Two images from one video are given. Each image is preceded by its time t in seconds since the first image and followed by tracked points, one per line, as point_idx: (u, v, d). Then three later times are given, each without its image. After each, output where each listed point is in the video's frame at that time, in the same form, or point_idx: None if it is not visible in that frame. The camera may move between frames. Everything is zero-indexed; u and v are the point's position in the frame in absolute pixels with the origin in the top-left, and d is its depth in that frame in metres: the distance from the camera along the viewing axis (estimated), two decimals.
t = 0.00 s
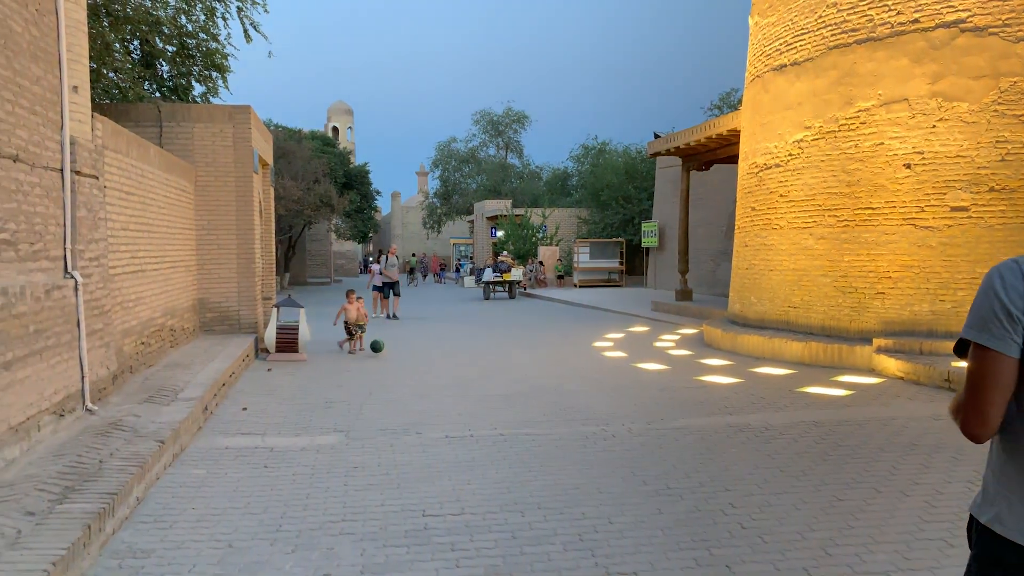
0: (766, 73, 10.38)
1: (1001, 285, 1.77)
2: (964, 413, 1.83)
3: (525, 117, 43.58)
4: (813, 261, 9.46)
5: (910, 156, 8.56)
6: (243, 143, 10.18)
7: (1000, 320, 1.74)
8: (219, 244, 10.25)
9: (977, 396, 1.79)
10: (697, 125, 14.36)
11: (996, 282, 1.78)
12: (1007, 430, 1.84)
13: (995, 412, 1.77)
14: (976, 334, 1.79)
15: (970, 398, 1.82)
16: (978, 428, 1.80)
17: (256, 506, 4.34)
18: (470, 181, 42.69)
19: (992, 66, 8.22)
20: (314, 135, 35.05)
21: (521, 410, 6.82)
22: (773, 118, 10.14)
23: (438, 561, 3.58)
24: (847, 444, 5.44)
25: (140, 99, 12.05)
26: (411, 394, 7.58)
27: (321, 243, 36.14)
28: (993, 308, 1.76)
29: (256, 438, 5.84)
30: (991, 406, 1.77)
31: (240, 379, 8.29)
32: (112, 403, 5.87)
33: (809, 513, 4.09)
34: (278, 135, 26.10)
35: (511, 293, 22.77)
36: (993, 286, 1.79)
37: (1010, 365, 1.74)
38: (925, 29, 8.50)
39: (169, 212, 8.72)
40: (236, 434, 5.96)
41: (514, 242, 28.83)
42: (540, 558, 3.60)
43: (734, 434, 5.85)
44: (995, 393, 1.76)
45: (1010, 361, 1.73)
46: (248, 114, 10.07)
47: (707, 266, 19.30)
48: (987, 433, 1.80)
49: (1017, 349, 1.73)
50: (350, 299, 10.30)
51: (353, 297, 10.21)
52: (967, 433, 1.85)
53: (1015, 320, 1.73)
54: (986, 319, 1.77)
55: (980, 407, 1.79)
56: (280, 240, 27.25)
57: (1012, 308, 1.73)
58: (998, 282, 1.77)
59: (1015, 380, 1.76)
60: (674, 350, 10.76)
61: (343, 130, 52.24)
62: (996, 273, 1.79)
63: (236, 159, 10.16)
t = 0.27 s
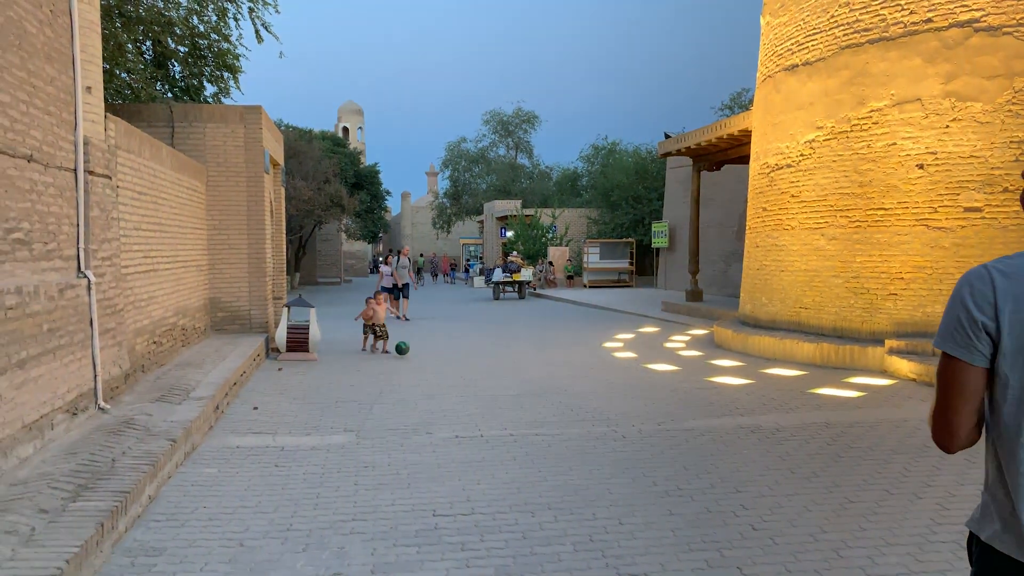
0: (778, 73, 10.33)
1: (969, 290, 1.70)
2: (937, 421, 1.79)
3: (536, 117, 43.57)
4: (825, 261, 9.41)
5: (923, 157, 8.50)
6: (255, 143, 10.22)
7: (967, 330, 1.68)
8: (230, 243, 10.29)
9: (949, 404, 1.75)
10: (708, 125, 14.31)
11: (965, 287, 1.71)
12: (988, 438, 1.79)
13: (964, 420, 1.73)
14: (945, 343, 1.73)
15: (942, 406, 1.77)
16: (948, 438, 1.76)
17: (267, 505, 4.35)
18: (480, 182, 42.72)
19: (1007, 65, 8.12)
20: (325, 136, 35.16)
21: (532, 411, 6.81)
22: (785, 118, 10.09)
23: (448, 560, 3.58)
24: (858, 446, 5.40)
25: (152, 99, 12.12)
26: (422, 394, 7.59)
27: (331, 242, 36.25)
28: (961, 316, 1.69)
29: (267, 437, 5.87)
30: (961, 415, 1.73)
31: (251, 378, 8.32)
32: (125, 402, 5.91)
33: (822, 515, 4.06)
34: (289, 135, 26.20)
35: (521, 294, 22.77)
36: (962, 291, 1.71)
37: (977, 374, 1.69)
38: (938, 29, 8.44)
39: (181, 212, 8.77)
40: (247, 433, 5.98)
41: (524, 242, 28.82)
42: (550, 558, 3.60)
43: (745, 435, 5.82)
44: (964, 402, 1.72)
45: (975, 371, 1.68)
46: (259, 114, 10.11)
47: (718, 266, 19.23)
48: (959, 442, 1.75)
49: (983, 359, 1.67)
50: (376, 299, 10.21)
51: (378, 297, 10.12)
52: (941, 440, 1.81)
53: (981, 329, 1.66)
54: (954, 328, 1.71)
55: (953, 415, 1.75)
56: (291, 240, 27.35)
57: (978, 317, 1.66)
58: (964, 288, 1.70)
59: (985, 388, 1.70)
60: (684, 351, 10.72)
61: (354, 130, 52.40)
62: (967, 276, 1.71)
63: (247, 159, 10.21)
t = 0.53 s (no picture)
0: (781, 72, 10.31)
1: (981, 294, 1.68)
2: (951, 429, 1.76)
3: (539, 117, 43.56)
4: (829, 261, 9.39)
5: (927, 156, 8.48)
6: (259, 144, 10.24)
7: (981, 334, 1.66)
8: (234, 244, 10.31)
9: (963, 411, 1.73)
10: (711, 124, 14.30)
11: (975, 291, 1.70)
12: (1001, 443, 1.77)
13: (980, 427, 1.71)
14: (958, 349, 1.71)
15: (956, 414, 1.75)
16: (963, 446, 1.74)
17: (272, 505, 4.36)
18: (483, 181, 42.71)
19: (1011, 64, 8.12)
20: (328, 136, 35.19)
21: (536, 411, 6.81)
22: (788, 117, 10.07)
23: (454, 560, 3.59)
24: (863, 446, 5.39)
25: (156, 100, 12.14)
26: (426, 394, 7.60)
27: (335, 243, 36.27)
28: (975, 321, 1.68)
29: (271, 437, 5.87)
30: (976, 422, 1.71)
31: (256, 379, 8.33)
32: (130, 403, 5.92)
33: (827, 515, 4.05)
34: (292, 136, 26.22)
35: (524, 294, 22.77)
36: (972, 296, 1.70)
37: (993, 380, 1.67)
38: (942, 28, 8.42)
39: (185, 212, 8.78)
40: (252, 433, 5.99)
41: (527, 242, 28.82)
42: (556, 558, 3.60)
43: (750, 435, 5.82)
44: (979, 408, 1.70)
45: (992, 376, 1.66)
46: (263, 115, 10.13)
47: (722, 266, 19.21)
48: (973, 450, 1.73)
49: (1000, 364, 1.65)
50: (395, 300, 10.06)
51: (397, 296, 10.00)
52: (954, 448, 1.78)
53: (996, 333, 1.65)
54: (966, 333, 1.69)
55: (967, 422, 1.72)
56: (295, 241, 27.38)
57: (993, 321, 1.65)
58: (977, 292, 1.68)
59: (1000, 393, 1.69)
60: (688, 350, 10.71)
61: (357, 131, 52.44)
62: (976, 280, 1.71)
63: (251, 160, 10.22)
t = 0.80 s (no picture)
0: (782, 70, 10.29)
1: (1016, 295, 1.66)
2: (987, 436, 1.72)
3: (539, 115, 43.53)
4: (830, 259, 9.39)
5: (928, 153, 8.47)
6: (259, 142, 10.23)
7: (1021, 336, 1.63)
8: (235, 242, 10.31)
9: (1001, 416, 1.69)
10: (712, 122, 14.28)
11: (1010, 292, 1.68)
12: None
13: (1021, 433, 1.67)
14: (996, 351, 1.68)
15: (994, 419, 1.71)
16: (1003, 451, 1.70)
17: (275, 504, 4.36)
18: (483, 179, 42.68)
19: (1012, 62, 8.11)
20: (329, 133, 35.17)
21: (537, 409, 6.81)
22: (789, 115, 10.06)
23: (456, 559, 3.59)
24: (865, 443, 5.39)
25: (157, 98, 12.13)
26: (427, 392, 7.59)
27: (335, 241, 36.25)
28: (1013, 322, 1.65)
29: (273, 436, 5.87)
30: (1016, 425, 1.67)
31: (257, 377, 8.32)
32: (131, 401, 5.92)
33: (829, 513, 4.05)
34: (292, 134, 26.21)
35: (525, 292, 22.76)
36: (1007, 298, 1.68)
37: None
38: (943, 25, 8.41)
39: (186, 210, 8.77)
40: (253, 431, 5.99)
41: (527, 240, 28.80)
42: (558, 557, 3.60)
43: (751, 433, 5.82)
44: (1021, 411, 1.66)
45: None
46: (263, 113, 10.13)
47: (722, 264, 19.20)
48: (1013, 454, 1.70)
49: None
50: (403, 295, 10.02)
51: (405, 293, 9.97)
52: (989, 455, 1.74)
53: None
54: (1005, 336, 1.66)
55: (1007, 427, 1.68)
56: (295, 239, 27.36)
57: None
58: (1016, 292, 1.66)
59: None
60: (689, 349, 10.70)
61: (357, 129, 52.40)
62: (1009, 282, 1.69)
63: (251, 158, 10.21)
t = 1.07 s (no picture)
0: (787, 66, 10.24)
1: None
2: (1008, 433, 1.69)
3: (541, 110, 43.44)
4: (833, 256, 9.35)
5: (933, 152, 8.43)
6: (261, 134, 10.19)
7: None
8: (236, 235, 10.28)
9: None
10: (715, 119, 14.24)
11: None
12: None
13: None
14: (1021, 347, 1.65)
15: (1016, 416, 1.68)
16: None
17: (275, 497, 4.34)
18: (484, 174, 42.61)
19: (1019, 60, 8.07)
20: (331, 126, 35.10)
21: (539, 405, 6.79)
22: (794, 111, 10.01)
23: (458, 554, 3.57)
24: (867, 442, 5.37)
25: (159, 89, 12.08)
26: (428, 387, 7.57)
27: (336, 234, 36.22)
28: None
29: (273, 428, 5.86)
30: None
31: (257, 370, 8.30)
32: (131, 392, 5.90)
33: (832, 512, 4.03)
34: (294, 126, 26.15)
35: (526, 287, 22.74)
36: None
37: None
38: (950, 22, 8.36)
39: (187, 202, 8.74)
40: (253, 424, 5.97)
41: (529, 235, 28.77)
42: (560, 553, 3.58)
43: (753, 430, 5.79)
44: None
45: None
46: (266, 105, 10.09)
47: (724, 261, 19.17)
48: None
49: None
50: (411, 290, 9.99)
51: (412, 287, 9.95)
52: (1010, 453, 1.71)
53: None
54: None
55: None
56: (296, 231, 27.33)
57: None
58: None
59: None
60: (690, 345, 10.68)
61: (359, 122, 52.32)
62: None
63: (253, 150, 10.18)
